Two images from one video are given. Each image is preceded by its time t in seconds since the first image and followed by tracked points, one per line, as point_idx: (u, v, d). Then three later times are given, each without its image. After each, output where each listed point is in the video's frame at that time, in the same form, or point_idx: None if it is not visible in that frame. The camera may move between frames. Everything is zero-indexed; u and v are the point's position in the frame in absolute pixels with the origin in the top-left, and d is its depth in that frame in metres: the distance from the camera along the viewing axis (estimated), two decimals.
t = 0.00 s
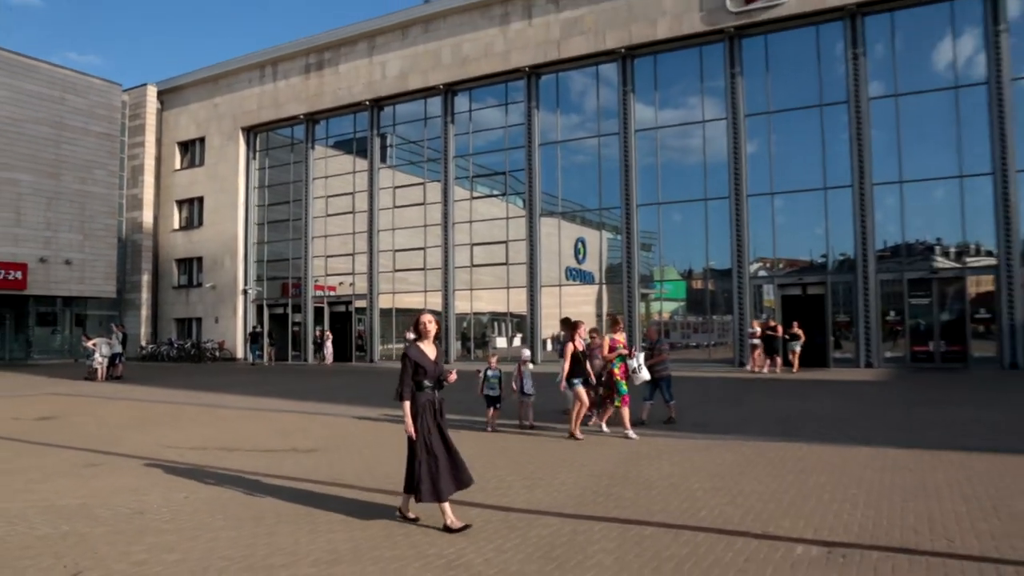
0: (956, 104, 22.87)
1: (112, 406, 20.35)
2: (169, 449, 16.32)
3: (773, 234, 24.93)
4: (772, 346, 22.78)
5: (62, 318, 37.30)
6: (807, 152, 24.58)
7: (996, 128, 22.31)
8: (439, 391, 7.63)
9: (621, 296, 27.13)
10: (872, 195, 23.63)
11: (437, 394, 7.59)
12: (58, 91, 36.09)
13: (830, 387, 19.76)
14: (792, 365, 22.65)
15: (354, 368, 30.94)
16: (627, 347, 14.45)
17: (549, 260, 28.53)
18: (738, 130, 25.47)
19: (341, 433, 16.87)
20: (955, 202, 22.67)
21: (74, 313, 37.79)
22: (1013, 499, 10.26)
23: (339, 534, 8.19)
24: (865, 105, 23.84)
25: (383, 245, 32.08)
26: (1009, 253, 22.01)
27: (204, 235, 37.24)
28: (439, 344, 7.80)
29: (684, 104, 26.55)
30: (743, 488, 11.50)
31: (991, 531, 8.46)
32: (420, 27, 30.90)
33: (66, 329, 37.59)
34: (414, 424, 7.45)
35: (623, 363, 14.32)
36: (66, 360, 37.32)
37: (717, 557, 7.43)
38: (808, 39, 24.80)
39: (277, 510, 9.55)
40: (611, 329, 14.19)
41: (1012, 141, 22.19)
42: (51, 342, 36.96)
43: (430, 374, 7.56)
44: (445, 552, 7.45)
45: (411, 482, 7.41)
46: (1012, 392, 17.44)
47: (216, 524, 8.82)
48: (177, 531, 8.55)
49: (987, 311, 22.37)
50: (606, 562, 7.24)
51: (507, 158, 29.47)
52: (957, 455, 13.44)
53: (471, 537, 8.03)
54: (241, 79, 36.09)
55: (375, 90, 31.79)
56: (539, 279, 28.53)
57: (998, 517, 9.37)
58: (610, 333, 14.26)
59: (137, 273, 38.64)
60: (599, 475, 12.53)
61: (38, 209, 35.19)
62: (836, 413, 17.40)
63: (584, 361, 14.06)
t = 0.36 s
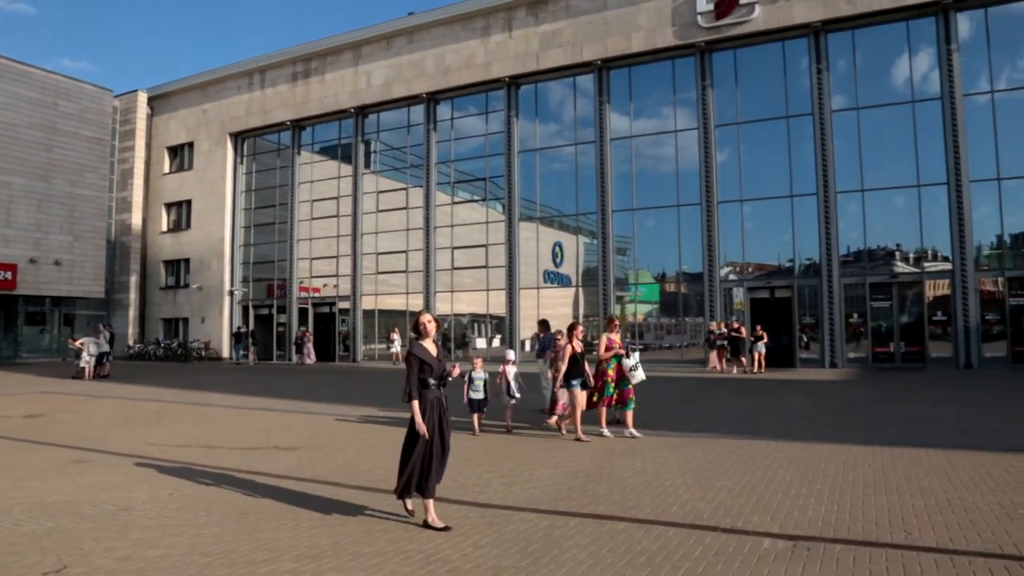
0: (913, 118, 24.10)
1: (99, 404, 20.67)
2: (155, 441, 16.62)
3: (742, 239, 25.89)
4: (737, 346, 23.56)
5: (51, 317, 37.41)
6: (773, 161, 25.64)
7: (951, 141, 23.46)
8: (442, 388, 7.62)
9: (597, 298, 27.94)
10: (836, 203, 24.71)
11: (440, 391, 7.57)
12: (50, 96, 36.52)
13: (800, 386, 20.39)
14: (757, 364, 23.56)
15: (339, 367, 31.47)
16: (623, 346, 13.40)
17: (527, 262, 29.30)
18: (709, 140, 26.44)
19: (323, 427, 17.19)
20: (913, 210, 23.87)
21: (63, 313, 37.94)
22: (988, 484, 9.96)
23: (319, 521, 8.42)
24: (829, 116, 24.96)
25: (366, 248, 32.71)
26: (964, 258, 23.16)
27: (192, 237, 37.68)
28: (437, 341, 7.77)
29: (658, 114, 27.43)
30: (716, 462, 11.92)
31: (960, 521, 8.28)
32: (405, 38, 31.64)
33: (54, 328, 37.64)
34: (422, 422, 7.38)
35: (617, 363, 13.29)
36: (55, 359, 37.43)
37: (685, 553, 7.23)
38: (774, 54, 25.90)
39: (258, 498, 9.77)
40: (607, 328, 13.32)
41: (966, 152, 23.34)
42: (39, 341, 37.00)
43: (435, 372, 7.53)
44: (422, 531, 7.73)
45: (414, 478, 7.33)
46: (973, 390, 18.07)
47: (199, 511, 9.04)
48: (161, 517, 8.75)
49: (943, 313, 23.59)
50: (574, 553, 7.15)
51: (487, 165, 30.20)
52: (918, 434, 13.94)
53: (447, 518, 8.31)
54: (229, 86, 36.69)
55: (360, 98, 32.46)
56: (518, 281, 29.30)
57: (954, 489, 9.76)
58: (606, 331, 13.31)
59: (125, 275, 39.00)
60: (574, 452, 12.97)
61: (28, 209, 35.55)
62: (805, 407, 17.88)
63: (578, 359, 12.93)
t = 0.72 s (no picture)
0: (885, 125, 24.47)
1: (70, 410, 20.38)
2: (128, 446, 16.41)
3: (719, 243, 26.11)
4: (711, 351, 23.74)
5: (20, 320, 37.11)
6: (748, 167, 25.91)
7: (922, 147, 23.86)
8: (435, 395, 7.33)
9: (575, 302, 28.05)
10: (811, 208, 24.99)
11: (433, 397, 7.29)
12: (20, 96, 36.11)
13: (775, 389, 20.58)
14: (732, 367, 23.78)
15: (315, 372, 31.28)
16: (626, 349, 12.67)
17: (504, 267, 29.34)
18: (685, 145, 26.64)
19: (299, 432, 17.05)
20: (885, 215, 24.24)
21: (32, 317, 37.59)
22: (959, 485, 10.09)
23: (294, 526, 8.35)
24: (804, 122, 25.24)
25: (343, 251, 32.60)
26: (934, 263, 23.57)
27: (166, 240, 37.31)
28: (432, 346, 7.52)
29: (635, 119, 27.60)
30: (691, 464, 12.01)
31: (931, 521, 8.39)
32: (382, 41, 31.60)
33: (24, 332, 37.33)
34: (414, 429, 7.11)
35: (621, 369, 12.63)
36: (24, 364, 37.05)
37: (661, 555, 7.27)
38: (750, 61, 26.18)
39: (233, 504, 9.67)
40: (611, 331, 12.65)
41: (936, 158, 23.74)
42: (8, 345, 36.69)
43: (425, 378, 7.27)
44: (398, 536, 7.69)
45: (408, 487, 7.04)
46: (943, 392, 18.38)
47: (172, 518, 8.92)
48: (133, 524, 8.63)
49: (915, 317, 23.94)
50: (550, 557, 7.15)
51: (465, 168, 30.24)
52: (891, 436, 14.13)
53: (423, 522, 8.28)
54: (204, 88, 36.39)
55: (337, 101, 32.34)
56: (496, 285, 29.32)
57: (925, 490, 9.91)
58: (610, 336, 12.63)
59: (96, 278, 38.45)
60: (552, 453, 13.04)
61: None
62: (780, 409, 18.07)
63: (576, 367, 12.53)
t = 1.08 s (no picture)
0: (861, 133, 24.79)
1: (39, 412, 20.04)
2: (98, 448, 16.17)
3: (696, 248, 26.29)
4: (686, 356, 23.91)
5: None
6: (725, 173, 26.13)
7: (896, 155, 24.20)
8: (434, 400, 7.14)
9: (552, 306, 28.12)
10: (787, 215, 25.23)
11: (431, 403, 7.10)
12: None
13: (750, 394, 20.75)
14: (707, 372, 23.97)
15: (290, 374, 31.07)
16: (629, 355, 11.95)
17: (482, 270, 29.37)
18: (663, 150, 26.83)
19: (274, 435, 16.90)
20: (860, 222, 24.55)
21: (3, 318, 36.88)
22: (930, 489, 10.20)
23: (269, 530, 8.26)
24: (781, 130, 25.49)
25: (320, 253, 32.45)
26: (908, 269, 23.90)
27: (141, 240, 36.91)
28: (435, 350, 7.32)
29: (615, 124, 27.73)
30: (668, 468, 12.04)
31: (902, 525, 8.47)
32: (362, 43, 31.49)
33: None
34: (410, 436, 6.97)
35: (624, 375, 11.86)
36: None
37: (636, 559, 7.28)
38: (728, 68, 26.43)
39: (205, 507, 9.55)
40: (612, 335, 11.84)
41: (910, 167, 24.08)
42: None
43: (423, 383, 7.09)
44: (373, 541, 7.63)
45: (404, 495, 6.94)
46: (915, 397, 18.61)
47: (143, 522, 8.80)
48: (102, 529, 8.49)
49: (888, 323, 24.26)
50: (526, 561, 7.13)
51: (444, 171, 30.24)
52: (865, 441, 14.26)
53: (398, 526, 8.23)
54: (181, 87, 36.06)
55: (316, 102, 32.18)
56: (474, 288, 29.33)
57: (897, 494, 10.01)
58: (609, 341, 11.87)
59: (69, 278, 37.91)
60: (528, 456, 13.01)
61: None
62: (756, 414, 18.19)
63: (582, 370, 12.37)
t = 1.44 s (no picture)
0: (837, 137, 25.04)
1: (11, 419, 19.72)
2: (71, 455, 15.95)
3: (674, 250, 26.42)
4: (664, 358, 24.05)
5: None
6: (703, 176, 26.30)
7: (872, 159, 24.47)
8: (437, 404, 6.90)
9: (532, 309, 28.16)
10: (765, 217, 25.42)
11: (434, 407, 6.86)
12: None
13: (727, 396, 20.88)
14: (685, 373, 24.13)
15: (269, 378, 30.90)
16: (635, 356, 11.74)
17: (462, 274, 29.37)
18: (642, 154, 26.96)
19: (251, 440, 16.77)
20: (837, 225, 24.79)
21: None
22: (906, 489, 10.30)
23: (246, 537, 8.17)
24: (758, 134, 25.69)
25: (299, 257, 32.30)
26: (884, 271, 24.16)
27: (117, 245, 36.53)
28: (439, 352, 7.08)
29: (594, 128, 27.83)
30: (647, 470, 12.06)
31: (879, 525, 8.54)
32: (341, 46, 31.37)
33: None
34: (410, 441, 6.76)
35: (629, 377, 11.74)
36: None
37: (615, 562, 7.29)
38: (706, 72, 26.62)
39: (181, 514, 9.43)
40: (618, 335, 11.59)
41: (885, 170, 24.37)
42: None
43: (425, 387, 6.84)
44: (351, 547, 7.57)
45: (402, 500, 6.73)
46: (891, 398, 18.78)
47: (118, 530, 8.67)
48: (76, 537, 8.36)
49: (865, 325, 24.50)
50: (504, 564, 7.11)
51: (423, 175, 30.21)
52: (842, 442, 14.37)
53: (376, 531, 8.18)
54: (158, 90, 35.76)
55: (295, 106, 32.02)
56: (453, 292, 29.33)
57: (874, 494, 10.09)
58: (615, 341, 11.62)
59: (43, 283, 37.38)
60: (507, 459, 13.00)
61: None
62: (735, 416, 18.26)
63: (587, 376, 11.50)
